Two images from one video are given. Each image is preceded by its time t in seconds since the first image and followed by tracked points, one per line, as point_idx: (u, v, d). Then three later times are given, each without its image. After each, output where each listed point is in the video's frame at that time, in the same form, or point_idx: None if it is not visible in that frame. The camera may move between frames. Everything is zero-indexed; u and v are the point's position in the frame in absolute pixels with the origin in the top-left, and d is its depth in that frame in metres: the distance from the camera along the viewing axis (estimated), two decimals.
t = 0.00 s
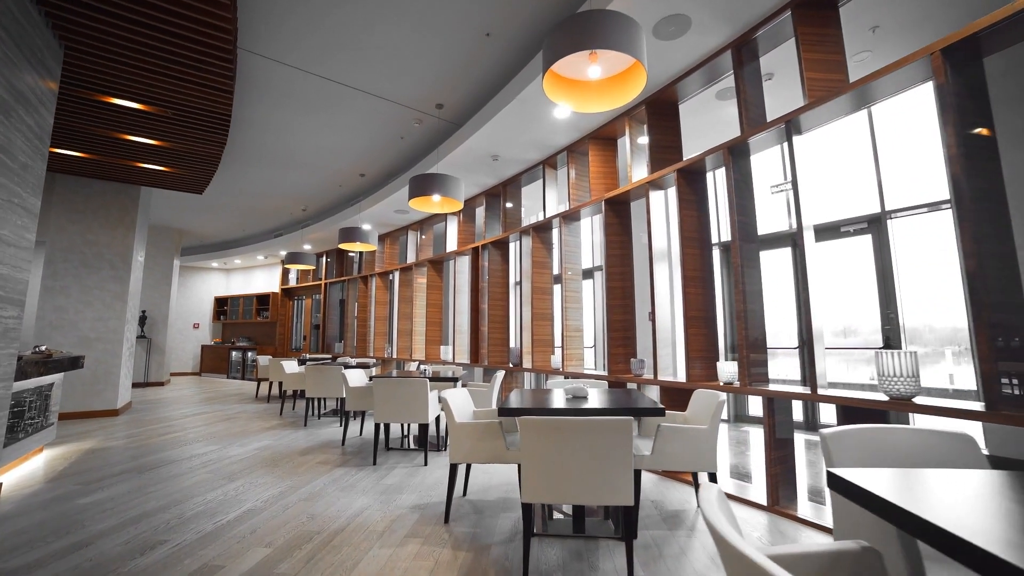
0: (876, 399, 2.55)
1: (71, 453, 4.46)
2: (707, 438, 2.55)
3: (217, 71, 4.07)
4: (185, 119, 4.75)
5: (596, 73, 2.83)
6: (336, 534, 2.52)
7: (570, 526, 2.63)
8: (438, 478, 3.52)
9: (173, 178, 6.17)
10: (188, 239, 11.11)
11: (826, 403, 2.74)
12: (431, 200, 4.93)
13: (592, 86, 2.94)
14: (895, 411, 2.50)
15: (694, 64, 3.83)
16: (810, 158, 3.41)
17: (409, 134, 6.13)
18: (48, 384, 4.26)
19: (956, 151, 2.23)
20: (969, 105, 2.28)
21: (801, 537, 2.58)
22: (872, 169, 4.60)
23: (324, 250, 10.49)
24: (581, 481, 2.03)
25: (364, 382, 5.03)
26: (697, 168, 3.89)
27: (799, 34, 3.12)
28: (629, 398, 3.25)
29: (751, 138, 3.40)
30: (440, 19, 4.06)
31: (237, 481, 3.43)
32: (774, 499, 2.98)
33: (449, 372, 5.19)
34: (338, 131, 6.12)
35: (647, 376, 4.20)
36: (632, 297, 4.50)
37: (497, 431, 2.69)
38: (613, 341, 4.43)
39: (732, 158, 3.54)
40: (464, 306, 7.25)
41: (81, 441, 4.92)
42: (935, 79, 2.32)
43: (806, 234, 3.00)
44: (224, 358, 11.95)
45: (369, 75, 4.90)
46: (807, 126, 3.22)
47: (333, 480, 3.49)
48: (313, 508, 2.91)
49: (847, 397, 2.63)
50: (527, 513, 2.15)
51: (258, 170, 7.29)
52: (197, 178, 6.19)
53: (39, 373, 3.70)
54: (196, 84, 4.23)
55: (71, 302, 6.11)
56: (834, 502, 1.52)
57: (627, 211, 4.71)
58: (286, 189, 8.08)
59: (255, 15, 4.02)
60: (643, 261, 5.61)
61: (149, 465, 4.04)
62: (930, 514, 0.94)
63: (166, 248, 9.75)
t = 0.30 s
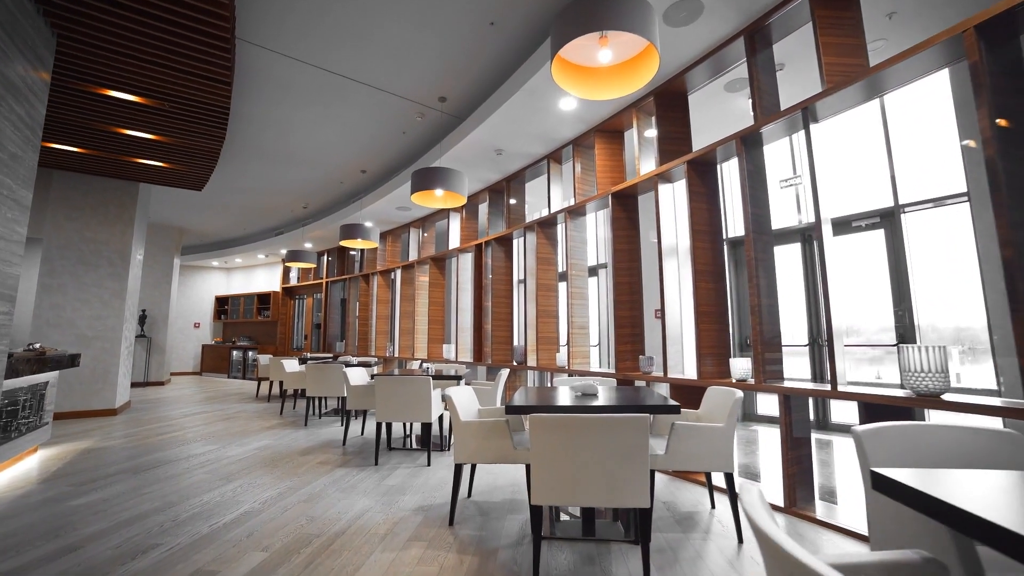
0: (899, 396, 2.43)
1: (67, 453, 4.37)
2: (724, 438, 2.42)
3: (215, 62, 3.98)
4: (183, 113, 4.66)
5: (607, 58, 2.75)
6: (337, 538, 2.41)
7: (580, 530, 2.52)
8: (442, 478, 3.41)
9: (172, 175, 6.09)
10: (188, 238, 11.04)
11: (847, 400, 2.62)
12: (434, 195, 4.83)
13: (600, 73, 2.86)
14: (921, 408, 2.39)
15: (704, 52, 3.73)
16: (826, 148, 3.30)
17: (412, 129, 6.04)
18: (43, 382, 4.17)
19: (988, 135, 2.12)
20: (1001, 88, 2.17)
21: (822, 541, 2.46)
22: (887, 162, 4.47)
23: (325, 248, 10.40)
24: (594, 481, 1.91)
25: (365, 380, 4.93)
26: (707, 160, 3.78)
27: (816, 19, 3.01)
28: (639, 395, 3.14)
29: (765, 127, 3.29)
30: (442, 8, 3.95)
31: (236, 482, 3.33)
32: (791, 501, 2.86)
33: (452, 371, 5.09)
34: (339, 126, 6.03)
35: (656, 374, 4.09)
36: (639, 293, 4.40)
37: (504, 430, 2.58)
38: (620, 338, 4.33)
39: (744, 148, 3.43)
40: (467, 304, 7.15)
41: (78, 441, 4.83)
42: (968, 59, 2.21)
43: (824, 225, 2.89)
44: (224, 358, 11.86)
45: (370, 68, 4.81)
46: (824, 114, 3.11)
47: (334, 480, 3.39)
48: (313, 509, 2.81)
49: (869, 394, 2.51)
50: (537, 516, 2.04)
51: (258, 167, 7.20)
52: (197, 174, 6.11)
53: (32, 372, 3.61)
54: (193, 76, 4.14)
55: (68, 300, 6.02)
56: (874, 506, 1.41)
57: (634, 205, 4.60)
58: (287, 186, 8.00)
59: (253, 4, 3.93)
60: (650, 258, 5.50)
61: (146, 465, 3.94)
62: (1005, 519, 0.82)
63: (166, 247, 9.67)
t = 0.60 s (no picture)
0: (929, 391, 2.29)
1: (65, 451, 4.32)
2: (742, 435, 2.31)
3: (213, 52, 3.89)
4: (181, 105, 4.58)
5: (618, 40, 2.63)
6: (337, 539, 2.32)
7: (591, 531, 2.41)
8: (446, 477, 3.32)
9: (171, 170, 6.02)
10: (190, 236, 10.99)
11: (871, 395, 2.49)
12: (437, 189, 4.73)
13: (605, 57, 2.75)
14: (951, 404, 2.26)
15: (715, 37, 3.61)
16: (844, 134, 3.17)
17: (414, 122, 5.94)
18: (36, 378, 4.10)
19: None
20: None
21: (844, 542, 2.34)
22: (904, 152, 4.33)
23: (327, 245, 10.32)
24: (607, 480, 1.80)
25: (367, 378, 4.84)
26: (719, 149, 3.66)
27: None
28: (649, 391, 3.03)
29: (779, 113, 3.17)
30: None
31: (234, 481, 3.25)
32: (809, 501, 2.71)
33: (457, 368, 4.98)
34: (341, 120, 5.94)
35: (665, 370, 3.98)
36: (647, 287, 4.28)
37: (511, 427, 2.47)
38: (628, 333, 4.22)
39: (757, 135, 3.31)
40: (471, 301, 7.05)
41: (77, 439, 4.76)
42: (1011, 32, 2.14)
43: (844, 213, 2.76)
44: (227, 356, 11.81)
45: (372, 58, 4.70)
46: (842, 98, 2.99)
47: (335, 479, 3.30)
48: (312, 509, 2.72)
49: (894, 389, 2.38)
50: (547, 517, 1.93)
51: (259, 162, 7.12)
52: (197, 170, 6.04)
53: (27, 367, 3.53)
54: (191, 67, 4.06)
55: (68, 297, 5.96)
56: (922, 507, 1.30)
57: (641, 197, 4.48)
58: (289, 182, 7.92)
59: None
60: (659, 252, 5.38)
61: (144, 464, 3.86)
62: None
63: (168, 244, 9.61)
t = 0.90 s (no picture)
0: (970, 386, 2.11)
1: (63, 448, 4.23)
2: (767, 433, 2.15)
3: (210, 39, 3.78)
4: (180, 96, 4.48)
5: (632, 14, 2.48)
6: (335, 542, 2.19)
7: (604, 535, 2.27)
8: (451, 477, 3.19)
9: (172, 164, 5.94)
10: (194, 234, 10.95)
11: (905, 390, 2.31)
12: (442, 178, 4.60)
13: (618, 34, 2.59)
14: (996, 400, 2.08)
15: (731, 16, 3.44)
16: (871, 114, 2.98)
17: (418, 113, 5.81)
18: (33, 373, 4.04)
19: None
20: None
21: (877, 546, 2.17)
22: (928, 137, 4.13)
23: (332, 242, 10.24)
24: (624, 482, 1.66)
25: (370, 374, 4.72)
26: (734, 133, 3.49)
27: None
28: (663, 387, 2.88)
29: (800, 93, 2.99)
30: None
31: (233, 480, 3.14)
32: (836, 503, 2.51)
33: (462, 364, 4.86)
34: (342, 112, 5.82)
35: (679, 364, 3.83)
36: (659, 279, 4.12)
37: (518, 425, 2.33)
38: (639, 327, 4.07)
39: (776, 117, 3.14)
40: (477, 296, 6.92)
41: (78, 436, 4.69)
42: None
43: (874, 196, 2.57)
44: (233, 354, 11.79)
45: (373, 45, 4.56)
46: (869, 76, 2.81)
47: (336, 478, 3.18)
48: (311, 510, 2.60)
49: (931, 384, 2.21)
50: (558, 522, 1.79)
51: (261, 157, 7.02)
52: (198, 163, 5.96)
53: (22, 363, 3.44)
54: (188, 55, 3.95)
55: (69, 293, 5.90)
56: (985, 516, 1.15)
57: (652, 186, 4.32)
58: (292, 177, 7.82)
59: None
60: (670, 245, 5.22)
61: (142, 461, 3.77)
62: None
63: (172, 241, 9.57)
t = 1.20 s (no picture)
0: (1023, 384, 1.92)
1: (63, 446, 4.16)
2: (798, 435, 1.98)
3: (207, 27, 3.66)
4: (178, 87, 4.37)
5: None
6: (332, 549, 2.06)
7: (619, 543, 2.13)
8: (457, 478, 3.06)
9: (175, 159, 5.87)
10: (201, 231, 10.92)
11: (944, 388, 2.14)
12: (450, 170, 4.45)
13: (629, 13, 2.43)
14: None
15: None
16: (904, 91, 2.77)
17: (422, 104, 5.68)
18: (33, 370, 3.98)
19: None
20: None
21: (916, 557, 1.99)
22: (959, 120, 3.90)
23: (338, 238, 10.17)
24: (644, 488, 1.51)
25: (374, 371, 4.61)
26: (753, 118, 3.31)
27: None
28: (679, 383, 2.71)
29: (826, 70, 2.79)
30: None
31: (231, 480, 3.04)
32: (868, 509, 2.33)
33: (469, 361, 4.72)
34: (346, 103, 5.71)
35: (693, 361, 3.67)
36: (672, 271, 3.96)
37: (527, 424, 2.18)
38: (653, 322, 3.91)
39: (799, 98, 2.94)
40: (484, 292, 6.79)
41: (80, 434, 4.63)
42: None
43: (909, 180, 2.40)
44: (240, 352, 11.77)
45: (375, 32, 4.42)
46: (901, 50, 2.61)
47: (337, 479, 3.06)
48: (309, 513, 2.48)
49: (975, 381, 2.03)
50: (571, 533, 1.64)
51: (265, 151, 6.94)
52: (201, 158, 5.88)
53: (17, 361, 3.36)
54: (186, 44, 3.83)
55: (73, 290, 5.85)
56: None
57: (665, 175, 4.15)
58: (297, 173, 7.74)
59: None
60: (683, 237, 5.04)
61: (142, 460, 3.69)
62: None
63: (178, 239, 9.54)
